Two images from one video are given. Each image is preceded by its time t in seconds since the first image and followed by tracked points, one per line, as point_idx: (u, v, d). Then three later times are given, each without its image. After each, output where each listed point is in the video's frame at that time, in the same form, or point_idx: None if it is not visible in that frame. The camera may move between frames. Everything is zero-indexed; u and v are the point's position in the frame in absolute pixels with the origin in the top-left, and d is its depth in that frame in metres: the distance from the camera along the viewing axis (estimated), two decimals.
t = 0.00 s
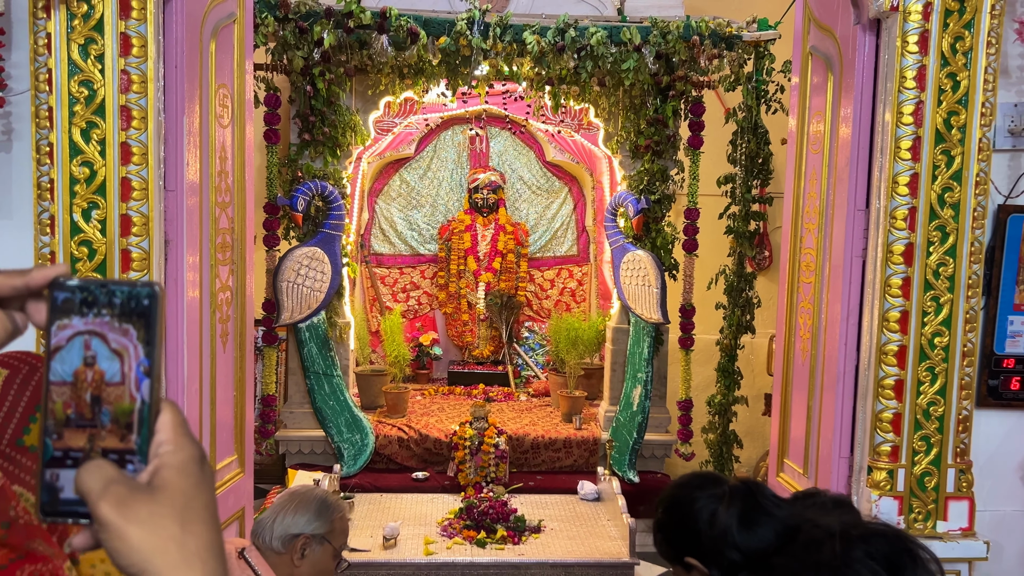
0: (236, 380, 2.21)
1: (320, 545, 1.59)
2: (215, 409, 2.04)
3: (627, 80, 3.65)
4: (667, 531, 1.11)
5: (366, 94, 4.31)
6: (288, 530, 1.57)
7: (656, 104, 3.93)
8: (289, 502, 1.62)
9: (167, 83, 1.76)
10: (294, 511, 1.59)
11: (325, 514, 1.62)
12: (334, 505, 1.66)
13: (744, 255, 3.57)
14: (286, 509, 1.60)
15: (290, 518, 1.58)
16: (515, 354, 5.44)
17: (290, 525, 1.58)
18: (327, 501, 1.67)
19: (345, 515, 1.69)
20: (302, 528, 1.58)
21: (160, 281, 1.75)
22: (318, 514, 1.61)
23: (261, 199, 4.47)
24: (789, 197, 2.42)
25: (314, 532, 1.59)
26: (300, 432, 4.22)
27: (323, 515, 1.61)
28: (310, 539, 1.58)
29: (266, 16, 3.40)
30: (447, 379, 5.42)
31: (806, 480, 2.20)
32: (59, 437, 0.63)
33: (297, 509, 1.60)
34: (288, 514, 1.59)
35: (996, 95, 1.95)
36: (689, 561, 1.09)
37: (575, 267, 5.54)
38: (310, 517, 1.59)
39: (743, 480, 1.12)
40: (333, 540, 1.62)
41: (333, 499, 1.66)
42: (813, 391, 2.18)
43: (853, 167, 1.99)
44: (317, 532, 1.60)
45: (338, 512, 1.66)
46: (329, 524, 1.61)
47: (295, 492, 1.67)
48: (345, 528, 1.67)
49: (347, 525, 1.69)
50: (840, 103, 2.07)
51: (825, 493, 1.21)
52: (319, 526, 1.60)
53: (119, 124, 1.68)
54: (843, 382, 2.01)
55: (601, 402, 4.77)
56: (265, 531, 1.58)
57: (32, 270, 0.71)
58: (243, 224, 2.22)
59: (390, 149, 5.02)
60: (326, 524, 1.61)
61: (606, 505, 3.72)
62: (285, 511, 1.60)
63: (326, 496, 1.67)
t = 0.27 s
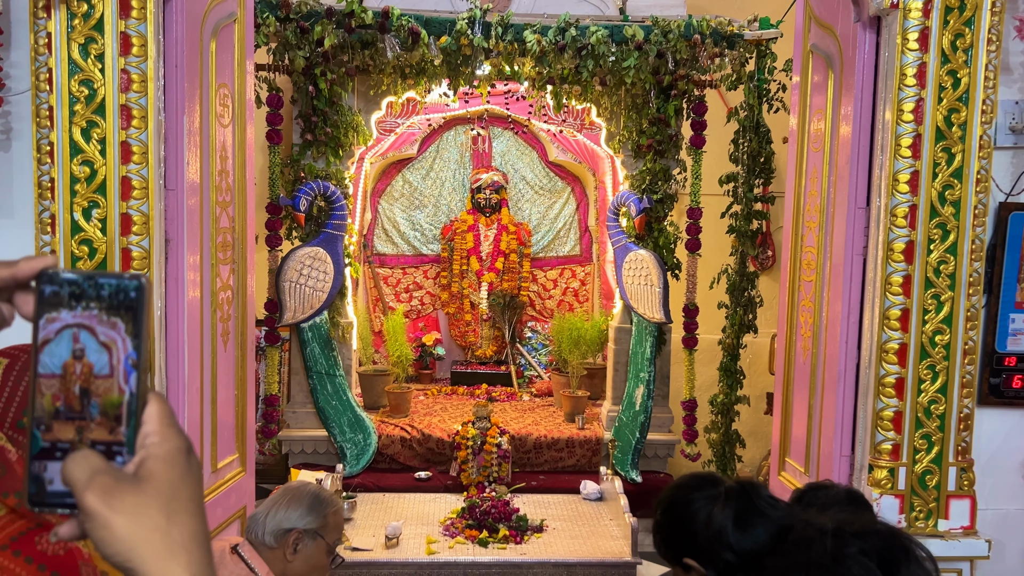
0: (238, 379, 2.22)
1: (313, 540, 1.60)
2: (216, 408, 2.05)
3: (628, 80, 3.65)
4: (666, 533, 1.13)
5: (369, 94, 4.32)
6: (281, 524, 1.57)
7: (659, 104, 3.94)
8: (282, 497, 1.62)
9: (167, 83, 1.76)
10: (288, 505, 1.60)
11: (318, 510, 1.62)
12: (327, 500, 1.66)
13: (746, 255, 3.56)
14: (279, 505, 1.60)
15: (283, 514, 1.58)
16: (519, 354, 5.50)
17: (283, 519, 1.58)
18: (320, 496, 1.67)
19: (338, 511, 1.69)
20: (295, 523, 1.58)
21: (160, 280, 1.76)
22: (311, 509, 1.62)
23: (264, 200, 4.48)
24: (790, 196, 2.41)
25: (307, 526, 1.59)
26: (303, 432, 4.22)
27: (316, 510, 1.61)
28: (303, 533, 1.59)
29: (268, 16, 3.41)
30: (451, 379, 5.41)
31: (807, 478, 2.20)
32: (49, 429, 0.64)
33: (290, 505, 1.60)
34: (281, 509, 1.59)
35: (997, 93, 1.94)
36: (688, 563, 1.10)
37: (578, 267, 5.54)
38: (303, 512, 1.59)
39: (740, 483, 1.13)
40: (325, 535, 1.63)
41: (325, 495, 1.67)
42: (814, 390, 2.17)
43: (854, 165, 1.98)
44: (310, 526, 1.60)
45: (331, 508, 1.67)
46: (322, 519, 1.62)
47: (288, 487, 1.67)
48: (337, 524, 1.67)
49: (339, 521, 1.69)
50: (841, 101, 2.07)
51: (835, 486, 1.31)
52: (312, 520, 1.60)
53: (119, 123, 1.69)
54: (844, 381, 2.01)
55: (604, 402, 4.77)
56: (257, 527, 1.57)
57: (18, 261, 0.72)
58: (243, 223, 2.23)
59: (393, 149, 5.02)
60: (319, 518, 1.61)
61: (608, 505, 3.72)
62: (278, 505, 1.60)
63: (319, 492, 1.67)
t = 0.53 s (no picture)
0: (241, 380, 2.24)
1: (314, 537, 1.61)
2: (219, 410, 2.06)
3: (629, 82, 3.66)
4: (665, 548, 1.16)
5: (372, 97, 4.34)
6: (283, 522, 1.59)
7: (661, 105, 3.96)
8: (284, 495, 1.64)
9: (170, 87, 1.78)
10: (289, 503, 1.61)
11: (320, 507, 1.64)
12: (328, 498, 1.68)
13: (748, 255, 3.56)
14: (281, 502, 1.62)
15: (285, 511, 1.60)
16: (523, 355, 5.53)
17: (285, 517, 1.59)
18: (321, 494, 1.69)
19: (339, 509, 1.71)
20: (297, 520, 1.59)
21: (164, 283, 1.77)
22: (312, 507, 1.63)
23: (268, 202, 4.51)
24: (792, 197, 2.41)
25: (308, 524, 1.61)
26: (307, 433, 4.25)
27: (317, 508, 1.63)
28: (304, 531, 1.60)
29: (271, 19, 3.42)
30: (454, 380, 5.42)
31: (809, 479, 2.20)
32: (47, 434, 0.65)
33: (291, 502, 1.61)
34: (283, 506, 1.61)
35: (997, 94, 1.95)
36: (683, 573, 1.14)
37: (582, 268, 5.55)
38: (304, 510, 1.61)
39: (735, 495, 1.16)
40: (326, 533, 1.64)
41: (326, 493, 1.68)
42: (815, 391, 2.17)
43: (854, 166, 1.99)
44: (312, 524, 1.61)
45: (332, 506, 1.68)
46: (323, 517, 1.63)
47: (290, 486, 1.68)
48: (338, 522, 1.69)
49: (340, 520, 1.70)
50: (841, 102, 2.07)
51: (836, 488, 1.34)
52: (314, 518, 1.61)
53: (123, 127, 1.71)
54: (844, 382, 2.01)
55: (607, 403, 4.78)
56: (259, 524, 1.59)
57: (16, 268, 0.74)
58: (247, 225, 2.24)
59: (397, 151, 5.04)
60: (320, 516, 1.62)
61: (611, 505, 3.73)
62: (280, 503, 1.61)
63: (320, 490, 1.68)
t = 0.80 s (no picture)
0: (245, 383, 2.25)
1: (314, 537, 1.63)
2: (223, 412, 2.08)
3: (631, 85, 3.68)
4: (663, 559, 1.15)
5: (375, 99, 4.35)
6: (283, 522, 1.60)
7: (664, 108, 3.95)
8: (283, 496, 1.65)
9: (174, 92, 1.80)
10: (289, 503, 1.62)
11: (320, 507, 1.65)
12: (328, 497, 1.69)
13: (751, 257, 3.56)
14: (280, 503, 1.63)
15: (285, 511, 1.61)
16: (526, 357, 5.54)
17: (285, 517, 1.60)
18: (321, 494, 1.69)
19: (339, 508, 1.72)
20: (296, 520, 1.60)
21: (167, 286, 1.79)
22: (312, 506, 1.64)
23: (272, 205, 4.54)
24: (793, 199, 2.42)
25: (308, 523, 1.62)
26: (311, 434, 4.26)
27: (318, 507, 1.64)
28: (304, 531, 1.61)
29: (274, 23, 3.43)
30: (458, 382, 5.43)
31: (810, 481, 2.20)
32: (47, 440, 0.67)
33: (291, 502, 1.62)
34: (283, 507, 1.62)
35: (997, 96, 1.95)
36: None
37: (585, 269, 5.55)
38: (304, 509, 1.62)
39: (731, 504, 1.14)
40: (326, 533, 1.65)
41: (326, 493, 1.69)
42: (816, 393, 2.18)
43: (854, 169, 1.99)
44: (312, 524, 1.62)
45: (332, 506, 1.69)
46: (323, 516, 1.64)
47: (290, 486, 1.69)
48: (338, 521, 1.70)
49: (340, 519, 1.71)
50: (841, 105, 2.08)
51: (832, 493, 1.34)
52: (313, 517, 1.62)
53: (126, 132, 1.72)
54: (845, 384, 2.01)
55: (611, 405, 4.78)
56: (260, 524, 1.60)
57: (14, 275, 0.74)
58: (250, 228, 2.26)
59: (401, 153, 5.06)
60: (320, 516, 1.63)
61: (614, 507, 3.73)
62: (280, 504, 1.62)
63: (320, 490, 1.70)
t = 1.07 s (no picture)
0: (247, 383, 2.27)
1: (312, 535, 1.64)
2: (225, 412, 2.09)
3: (633, 85, 3.69)
4: (662, 561, 1.15)
5: (378, 100, 4.34)
6: (280, 521, 1.61)
7: (665, 108, 3.96)
8: (280, 495, 1.66)
9: (177, 94, 1.81)
10: (286, 502, 1.63)
11: (316, 505, 1.66)
12: (324, 495, 1.70)
13: (752, 258, 3.56)
14: (277, 502, 1.64)
15: (281, 510, 1.62)
16: (529, 357, 5.52)
17: (281, 516, 1.61)
18: (317, 492, 1.70)
19: (336, 505, 1.73)
20: (293, 519, 1.62)
21: (170, 287, 1.80)
22: (309, 504, 1.66)
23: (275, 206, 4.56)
24: (794, 199, 2.42)
25: (305, 521, 1.63)
26: (315, 434, 4.28)
27: (314, 505, 1.65)
28: (301, 529, 1.62)
29: (277, 25, 3.44)
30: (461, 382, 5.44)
31: (811, 481, 2.20)
32: (47, 440, 0.68)
33: (288, 501, 1.64)
34: (280, 506, 1.63)
35: (997, 97, 1.95)
36: None
37: (588, 270, 5.56)
38: (301, 508, 1.63)
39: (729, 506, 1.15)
40: (324, 530, 1.66)
41: (322, 490, 1.70)
42: (817, 393, 2.18)
43: (854, 169, 2.00)
44: (309, 522, 1.64)
45: (329, 503, 1.71)
46: (320, 514, 1.66)
47: (286, 485, 1.70)
48: (336, 517, 1.71)
49: (338, 516, 1.73)
50: (842, 105, 2.08)
51: (825, 496, 1.33)
52: (310, 515, 1.64)
53: (129, 133, 1.74)
54: (845, 384, 2.01)
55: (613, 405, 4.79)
56: (257, 524, 1.61)
57: (15, 276, 0.76)
58: (253, 229, 2.27)
59: (404, 154, 5.07)
60: (316, 513, 1.65)
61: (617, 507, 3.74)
62: (277, 503, 1.63)
63: (316, 487, 1.71)
